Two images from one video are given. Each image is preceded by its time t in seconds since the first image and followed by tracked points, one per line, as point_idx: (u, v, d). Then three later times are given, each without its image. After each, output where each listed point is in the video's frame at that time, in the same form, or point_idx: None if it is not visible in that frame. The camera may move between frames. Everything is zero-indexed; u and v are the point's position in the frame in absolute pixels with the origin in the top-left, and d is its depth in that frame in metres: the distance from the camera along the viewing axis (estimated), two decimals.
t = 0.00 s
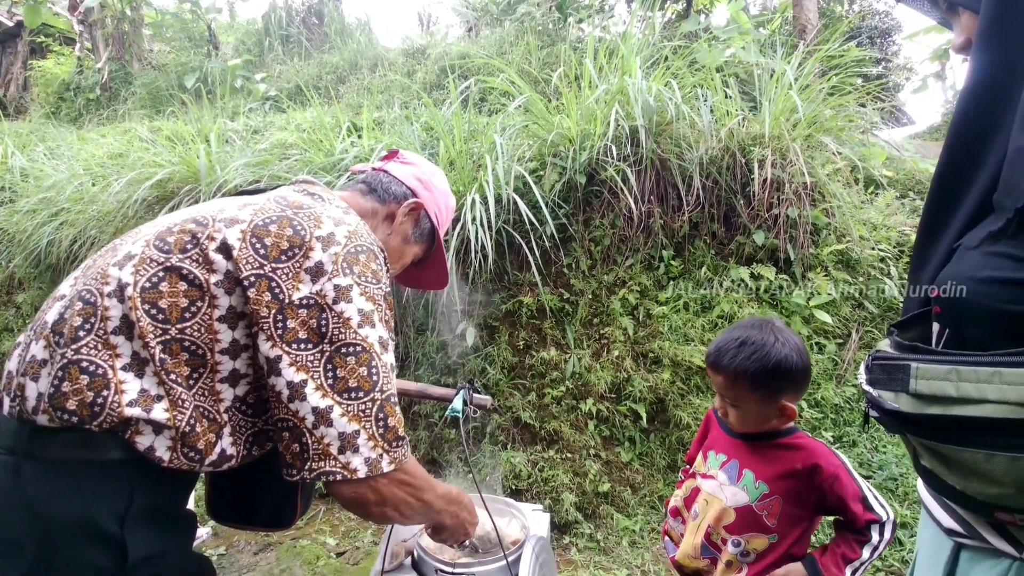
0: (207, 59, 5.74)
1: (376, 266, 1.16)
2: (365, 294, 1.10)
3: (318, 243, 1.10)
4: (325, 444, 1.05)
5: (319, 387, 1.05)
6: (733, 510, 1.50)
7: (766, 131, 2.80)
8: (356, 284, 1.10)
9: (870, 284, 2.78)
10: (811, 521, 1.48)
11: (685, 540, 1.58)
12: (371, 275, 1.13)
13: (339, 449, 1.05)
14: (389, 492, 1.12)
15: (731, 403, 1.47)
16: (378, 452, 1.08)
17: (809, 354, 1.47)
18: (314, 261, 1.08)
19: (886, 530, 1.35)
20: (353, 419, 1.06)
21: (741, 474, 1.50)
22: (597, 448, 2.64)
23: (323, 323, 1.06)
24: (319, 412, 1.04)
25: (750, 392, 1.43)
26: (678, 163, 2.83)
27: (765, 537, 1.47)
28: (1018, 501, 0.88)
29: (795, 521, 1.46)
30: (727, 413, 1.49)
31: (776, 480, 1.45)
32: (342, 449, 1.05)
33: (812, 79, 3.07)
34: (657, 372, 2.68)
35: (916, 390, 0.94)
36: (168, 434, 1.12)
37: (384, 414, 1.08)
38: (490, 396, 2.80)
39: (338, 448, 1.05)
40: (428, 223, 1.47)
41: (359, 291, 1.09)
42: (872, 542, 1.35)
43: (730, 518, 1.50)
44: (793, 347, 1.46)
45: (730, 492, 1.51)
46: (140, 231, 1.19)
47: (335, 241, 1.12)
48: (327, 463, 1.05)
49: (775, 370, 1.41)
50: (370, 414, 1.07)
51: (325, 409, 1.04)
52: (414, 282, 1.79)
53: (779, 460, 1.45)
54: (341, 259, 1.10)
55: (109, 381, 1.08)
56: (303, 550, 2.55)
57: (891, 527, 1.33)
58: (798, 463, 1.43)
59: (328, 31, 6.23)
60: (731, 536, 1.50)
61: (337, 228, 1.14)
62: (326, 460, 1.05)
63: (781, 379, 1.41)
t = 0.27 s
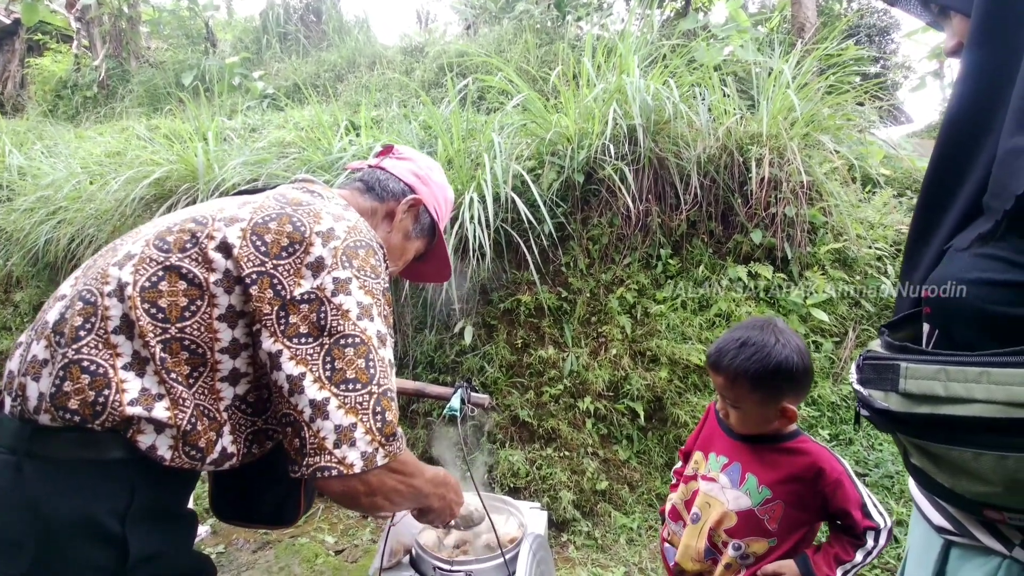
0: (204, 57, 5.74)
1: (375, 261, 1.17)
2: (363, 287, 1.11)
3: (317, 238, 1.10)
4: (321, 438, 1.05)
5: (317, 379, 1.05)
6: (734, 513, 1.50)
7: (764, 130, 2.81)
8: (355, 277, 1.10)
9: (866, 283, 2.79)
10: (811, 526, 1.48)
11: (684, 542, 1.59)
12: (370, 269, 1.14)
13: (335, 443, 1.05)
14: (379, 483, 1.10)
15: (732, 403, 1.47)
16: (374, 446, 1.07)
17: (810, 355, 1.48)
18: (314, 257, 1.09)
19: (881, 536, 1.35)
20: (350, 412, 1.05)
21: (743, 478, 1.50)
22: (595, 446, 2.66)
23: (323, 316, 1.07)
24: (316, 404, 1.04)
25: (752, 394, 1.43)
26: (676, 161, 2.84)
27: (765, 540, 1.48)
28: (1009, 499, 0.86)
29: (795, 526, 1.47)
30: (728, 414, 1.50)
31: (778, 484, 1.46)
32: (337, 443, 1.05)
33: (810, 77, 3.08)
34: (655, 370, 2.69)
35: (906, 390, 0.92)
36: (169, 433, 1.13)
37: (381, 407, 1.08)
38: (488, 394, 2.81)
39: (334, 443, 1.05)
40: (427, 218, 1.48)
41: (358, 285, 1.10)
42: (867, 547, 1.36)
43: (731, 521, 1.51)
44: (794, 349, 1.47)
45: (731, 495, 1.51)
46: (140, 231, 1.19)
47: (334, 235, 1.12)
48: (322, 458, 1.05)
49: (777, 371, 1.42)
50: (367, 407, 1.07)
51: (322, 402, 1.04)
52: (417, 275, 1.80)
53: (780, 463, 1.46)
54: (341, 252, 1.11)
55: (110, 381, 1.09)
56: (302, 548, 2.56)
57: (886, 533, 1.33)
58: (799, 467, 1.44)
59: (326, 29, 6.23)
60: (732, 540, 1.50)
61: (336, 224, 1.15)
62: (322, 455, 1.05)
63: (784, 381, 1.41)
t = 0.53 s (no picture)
0: (202, 55, 5.74)
1: (374, 260, 1.18)
2: (362, 286, 1.12)
3: (316, 237, 1.11)
4: (315, 436, 1.05)
5: (311, 374, 1.05)
6: (733, 517, 1.51)
7: (762, 129, 2.81)
8: (353, 275, 1.11)
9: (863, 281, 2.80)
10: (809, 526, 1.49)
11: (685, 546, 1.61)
12: (369, 268, 1.15)
13: (329, 441, 1.05)
14: (365, 480, 1.10)
15: (731, 403, 1.47)
16: (367, 445, 1.07)
17: (811, 355, 1.47)
18: (313, 255, 1.10)
19: (875, 539, 1.36)
20: (345, 409, 1.06)
21: (741, 482, 1.50)
22: (593, 444, 2.67)
23: (321, 314, 1.07)
24: (310, 401, 1.05)
25: (749, 396, 1.43)
26: (674, 160, 2.84)
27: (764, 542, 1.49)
28: (995, 497, 0.86)
29: (793, 528, 1.48)
30: (726, 415, 1.50)
31: (776, 488, 1.46)
32: (332, 441, 1.05)
33: (808, 77, 3.09)
34: (653, 369, 2.70)
35: (895, 389, 0.91)
36: (168, 432, 1.13)
37: (376, 406, 1.08)
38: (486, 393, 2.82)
39: (327, 440, 1.05)
40: (426, 220, 1.48)
41: (356, 283, 1.11)
42: (861, 549, 1.36)
43: (731, 525, 1.52)
44: (795, 349, 1.46)
45: (730, 500, 1.52)
46: (138, 231, 1.20)
47: (333, 234, 1.13)
48: (315, 456, 1.04)
49: (776, 373, 1.41)
50: (362, 405, 1.07)
51: (316, 398, 1.05)
52: (411, 275, 1.80)
53: (778, 467, 1.47)
54: (339, 250, 1.12)
55: (108, 380, 1.09)
56: (301, 547, 2.57)
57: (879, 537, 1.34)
58: (797, 471, 1.45)
59: (324, 27, 6.23)
60: (730, 544, 1.52)
61: (335, 223, 1.16)
62: (315, 453, 1.04)
63: (782, 383, 1.41)
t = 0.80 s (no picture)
0: (200, 54, 5.73)
1: (371, 262, 1.19)
2: (360, 288, 1.13)
3: (314, 239, 1.12)
4: (316, 438, 1.05)
5: (311, 378, 1.06)
6: (727, 517, 1.52)
7: (759, 128, 2.82)
8: (351, 277, 1.12)
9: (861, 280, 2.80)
10: (802, 530, 1.49)
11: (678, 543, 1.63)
12: (366, 270, 1.16)
13: (330, 443, 1.06)
14: (363, 481, 1.11)
15: (728, 400, 1.47)
16: (368, 447, 1.09)
17: (811, 354, 1.47)
18: (311, 257, 1.10)
19: (868, 547, 1.32)
20: (346, 412, 1.07)
21: (734, 482, 1.51)
22: (591, 442, 2.67)
23: (320, 316, 1.08)
24: (310, 403, 1.05)
25: (746, 395, 1.43)
26: (672, 159, 2.85)
27: (756, 543, 1.50)
28: (984, 493, 0.84)
29: (786, 531, 1.48)
30: (724, 414, 1.51)
31: (769, 490, 1.46)
32: (333, 443, 1.06)
33: (806, 76, 3.10)
34: (651, 367, 2.71)
35: (884, 385, 0.91)
36: (165, 432, 1.14)
37: (375, 408, 1.09)
38: (484, 391, 2.83)
39: (329, 442, 1.06)
40: (422, 218, 1.49)
41: (354, 285, 1.12)
42: (851, 556, 1.33)
43: (724, 525, 1.53)
44: (794, 348, 1.46)
45: (723, 499, 1.52)
46: (135, 231, 1.20)
47: (331, 236, 1.14)
48: (317, 458, 1.05)
49: (773, 371, 1.41)
50: (362, 408, 1.08)
51: (317, 400, 1.05)
52: (409, 273, 1.81)
53: (772, 468, 1.47)
54: (338, 253, 1.13)
55: (106, 380, 1.10)
56: (299, 545, 2.57)
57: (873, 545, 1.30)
58: (790, 473, 1.44)
59: (323, 26, 6.23)
60: (721, 542, 1.53)
61: (333, 224, 1.17)
62: (318, 454, 1.05)
63: (780, 382, 1.41)
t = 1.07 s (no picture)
0: (199, 53, 5.73)
1: (366, 259, 1.21)
2: (355, 286, 1.15)
3: (308, 237, 1.13)
4: (320, 433, 1.08)
5: (312, 376, 1.07)
6: (718, 515, 1.53)
7: (756, 127, 2.83)
8: (346, 275, 1.14)
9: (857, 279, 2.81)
10: (793, 532, 1.50)
11: (669, 540, 1.64)
12: (360, 267, 1.17)
13: (334, 439, 1.08)
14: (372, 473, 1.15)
15: (725, 399, 1.48)
16: (370, 441, 1.12)
17: (808, 355, 1.49)
18: (305, 255, 1.11)
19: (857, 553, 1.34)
20: (347, 408, 1.09)
21: (727, 481, 1.52)
22: (588, 440, 2.68)
23: (315, 314, 1.09)
24: (312, 401, 1.07)
25: (744, 395, 1.44)
26: (668, 159, 2.86)
27: (747, 542, 1.51)
28: (966, 488, 0.83)
29: (776, 532, 1.49)
30: (720, 412, 1.52)
31: (762, 490, 1.47)
32: (336, 438, 1.08)
33: (803, 75, 3.10)
34: (648, 366, 2.72)
35: (868, 382, 0.90)
36: (160, 430, 1.15)
37: (375, 403, 1.12)
38: (482, 390, 2.84)
39: (332, 438, 1.08)
40: (417, 213, 1.50)
41: (349, 283, 1.14)
42: (838, 561, 1.36)
43: (715, 523, 1.54)
44: (792, 349, 1.47)
45: (716, 497, 1.54)
46: (129, 230, 1.21)
47: (325, 234, 1.15)
48: (321, 454, 1.08)
49: (770, 370, 1.42)
50: (362, 403, 1.11)
51: (318, 398, 1.07)
52: (410, 270, 1.83)
53: (765, 469, 1.48)
54: (332, 251, 1.14)
55: (100, 378, 1.11)
56: (298, 543, 2.59)
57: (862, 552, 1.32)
58: (783, 473, 1.46)
59: (321, 25, 6.23)
60: (712, 540, 1.54)
61: (326, 222, 1.17)
62: (321, 451, 1.08)
63: (777, 383, 1.42)
